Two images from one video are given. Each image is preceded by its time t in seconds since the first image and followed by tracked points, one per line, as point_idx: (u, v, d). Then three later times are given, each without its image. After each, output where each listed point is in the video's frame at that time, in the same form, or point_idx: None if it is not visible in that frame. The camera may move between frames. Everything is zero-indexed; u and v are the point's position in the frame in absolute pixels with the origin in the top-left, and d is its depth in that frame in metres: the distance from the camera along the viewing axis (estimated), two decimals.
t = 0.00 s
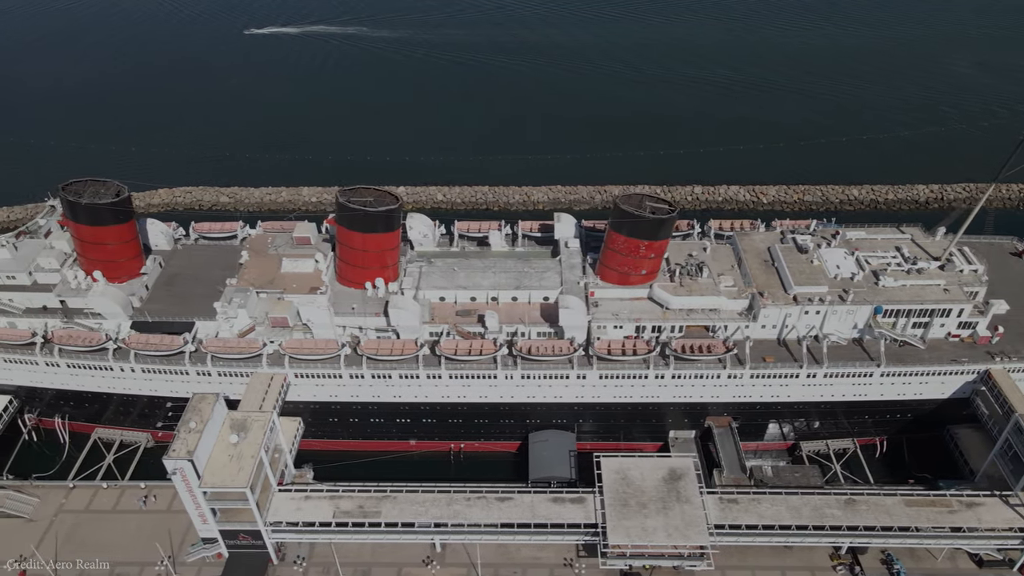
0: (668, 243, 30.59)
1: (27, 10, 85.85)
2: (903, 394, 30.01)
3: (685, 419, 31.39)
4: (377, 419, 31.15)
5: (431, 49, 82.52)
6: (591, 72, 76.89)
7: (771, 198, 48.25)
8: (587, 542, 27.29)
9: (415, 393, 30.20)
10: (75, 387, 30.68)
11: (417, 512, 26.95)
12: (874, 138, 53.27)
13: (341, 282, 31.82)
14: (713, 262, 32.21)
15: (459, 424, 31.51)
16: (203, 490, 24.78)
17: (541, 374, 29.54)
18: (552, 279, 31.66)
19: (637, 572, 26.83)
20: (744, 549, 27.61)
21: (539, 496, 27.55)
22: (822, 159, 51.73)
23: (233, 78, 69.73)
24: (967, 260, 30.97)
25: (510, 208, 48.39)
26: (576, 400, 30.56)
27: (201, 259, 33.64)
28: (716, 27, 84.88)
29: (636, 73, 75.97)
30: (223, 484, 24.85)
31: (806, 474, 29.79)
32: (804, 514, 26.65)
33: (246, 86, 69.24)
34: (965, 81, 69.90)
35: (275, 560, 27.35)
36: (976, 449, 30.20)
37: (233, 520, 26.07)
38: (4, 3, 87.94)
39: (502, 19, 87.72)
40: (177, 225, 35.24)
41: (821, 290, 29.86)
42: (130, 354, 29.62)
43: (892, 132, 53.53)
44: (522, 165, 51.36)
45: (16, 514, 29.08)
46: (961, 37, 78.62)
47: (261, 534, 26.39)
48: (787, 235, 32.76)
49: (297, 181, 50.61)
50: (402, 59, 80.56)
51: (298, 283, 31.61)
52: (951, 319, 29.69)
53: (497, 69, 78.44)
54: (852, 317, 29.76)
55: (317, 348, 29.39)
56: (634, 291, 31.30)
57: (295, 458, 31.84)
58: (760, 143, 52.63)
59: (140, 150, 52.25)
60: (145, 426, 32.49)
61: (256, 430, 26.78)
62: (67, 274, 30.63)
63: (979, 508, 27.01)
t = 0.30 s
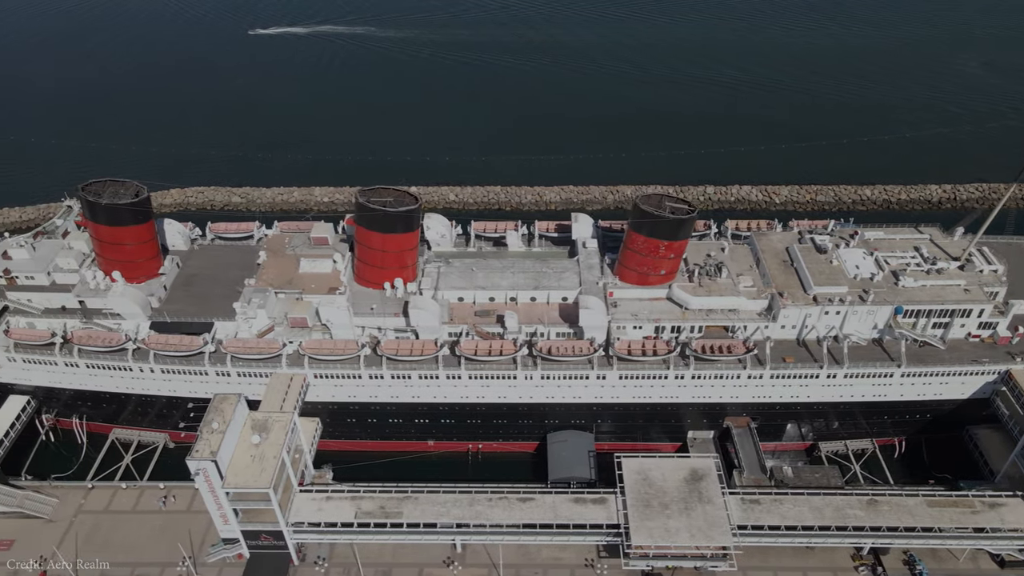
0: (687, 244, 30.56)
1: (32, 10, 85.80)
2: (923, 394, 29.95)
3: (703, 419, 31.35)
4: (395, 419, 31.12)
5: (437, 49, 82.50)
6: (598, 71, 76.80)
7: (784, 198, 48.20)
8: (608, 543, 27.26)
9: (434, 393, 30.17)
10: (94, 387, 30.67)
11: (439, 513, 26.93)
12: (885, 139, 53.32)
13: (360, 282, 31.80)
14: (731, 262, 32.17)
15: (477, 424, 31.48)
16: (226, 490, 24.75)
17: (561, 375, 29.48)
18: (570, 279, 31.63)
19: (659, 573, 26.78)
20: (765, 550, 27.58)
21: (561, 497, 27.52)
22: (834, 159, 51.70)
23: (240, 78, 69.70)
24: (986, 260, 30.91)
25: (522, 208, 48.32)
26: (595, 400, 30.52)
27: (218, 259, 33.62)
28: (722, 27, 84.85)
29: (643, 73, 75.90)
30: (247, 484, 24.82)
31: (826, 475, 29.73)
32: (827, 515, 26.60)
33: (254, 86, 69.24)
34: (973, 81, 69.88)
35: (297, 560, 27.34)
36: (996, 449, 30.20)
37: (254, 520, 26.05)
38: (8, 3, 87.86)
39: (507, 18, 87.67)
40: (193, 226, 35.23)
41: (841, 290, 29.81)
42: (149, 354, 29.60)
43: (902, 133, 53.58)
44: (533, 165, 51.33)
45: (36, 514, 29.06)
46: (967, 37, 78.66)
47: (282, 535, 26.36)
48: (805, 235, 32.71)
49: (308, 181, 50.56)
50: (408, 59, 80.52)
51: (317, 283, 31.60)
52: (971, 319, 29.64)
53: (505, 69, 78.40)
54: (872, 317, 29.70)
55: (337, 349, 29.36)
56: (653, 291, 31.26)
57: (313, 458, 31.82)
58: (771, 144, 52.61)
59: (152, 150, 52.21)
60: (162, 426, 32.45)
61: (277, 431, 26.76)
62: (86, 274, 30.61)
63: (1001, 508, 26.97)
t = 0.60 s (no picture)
0: (707, 244, 30.53)
1: (39, 10, 85.92)
2: (943, 394, 29.91)
3: (722, 419, 31.32)
4: (413, 419, 31.09)
5: (444, 49, 82.54)
6: (605, 71, 76.81)
7: (796, 198, 48.18)
8: (629, 544, 27.23)
9: (453, 393, 30.13)
10: (113, 388, 30.65)
11: (460, 513, 26.92)
12: (895, 140, 53.36)
13: (378, 282, 31.79)
14: (750, 263, 32.17)
15: (495, 425, 31.46)
16: (249, 491, 24.73)
17: (581, 375, 29.44)
18: (589, 279, 31.61)
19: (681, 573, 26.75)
20: (786, 551, 27.54)
21: (582, 498, 27.51)
22: (845, 159, 51.68)
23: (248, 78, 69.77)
24: (1006, 260, 30.86)
25: (534, 208, 48.28)
26: (614, 401, 30.49)
27: (236, 259, 33.61)
28: (728, 27, 84.90)
29: (650, 72, 75.89)
30: (270, 484, 24.80)
31: (847, 475, 29.68)
32: (849, 516, 26.56)
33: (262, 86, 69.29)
34: (981, 81, 69.90)
35: (317, 561, 27.32)
36: (1015, 449, 30.31)
37: (276, 521, 26.02)
38: (15, 3, 88.02)
39: (514, 18, 87.72)
40: (209, 226, 35.23)
41: (861, 291, 29.78)
42: (169, 355, 29.59)
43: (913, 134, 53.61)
44: (544, 165, 51.33)
45: (55, 515, 29.01)
46: (974, 38, 78.66)
47: (304, 535, 26.33)
48: (823, 235, 32.69)
49: (320, 181, 50.53)
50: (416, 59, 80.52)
51: (335, 284, 31.60)
52: (991, 319, 29.60)
53: (512, 70, 78.40)
54: (892, 317, 29.64)
55: (356, 349, 29.30)
56: (672, 292, 31.24)
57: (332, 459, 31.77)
58: (782, 144, 52.61)
59: (163, 151, 52.19)
60: (180, 427, 32.44)
61: (299, 431, 26.75)
62: (105, 274, 30.58)
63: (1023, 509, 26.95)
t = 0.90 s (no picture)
0: (726, 244, 30.49)
1: (46, 10, 85.97)
2: (963, 395, 29.85)
3: (740, 420, 31.30)
4: (432, 420, 31.07)
5: (451, 48, 82.48)
6: (612, 71, 76.78)
7: (808, 198, 48.16)
8: (651, 544, 27.19)
9: (473, 394, 30.10)
10: (131, 388, 30.63)
11: (482, 514, 26.92)
12: (907, 141, 53.34)
13: (396, 283, 31.78)
14: (768, 263, 32.14)
15: (514, 426, 31.44)
16: (272, 492, 24.74)
17: (601, 375, 29.41)
18: (608, 279, 31.58)
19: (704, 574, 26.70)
20: (808, 551, 27.48)
21: (604, 498, 27.50)
22: (857, 159, 51.64)
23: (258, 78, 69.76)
24: None
25: (546, 208, 48.26)
26: (633, 401, 30.46)
27: (253, 260, 33.63)
28: (735, 27, 84.88)
29: (658, 72, 75.84)
30: (293, 485, 24.82)
31: (867, 476, 29.63)
32: (872, 516, 26.53)
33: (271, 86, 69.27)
34: (990, 81, 69.86)
35: (339, 562, 27.30)
36: None
37: (298, 522, 26.01)
38: (21, 3, 88.07)
39: (521, 18, 87.69)
40: (226, 226, 35.22)
41: (881, 291, 29.74)
42: (189, 355, 29.58)
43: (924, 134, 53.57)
44: (556, 165, 51.31)
45: (75, 516, 29.00)
46: (981, 37, 78.58)
47: (326, 536, 26.30)
48: (841, 236, 32.65)
49: (332, 181, 50.51)
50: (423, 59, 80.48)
51: (354, 284, 31.57)
52: (1011, 319, 29.55)
53: (519, 70, 78.38)
54: (912, 317, 29.60)
55: (376, 350, 29.26)
56: (690, 292, 31.22)
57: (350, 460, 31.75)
58: (794, 144, 52.58)
59: (174, 151, 52.19)
60: (198, 427, 32.44)
61: (320, 432, 26.79)
62: (124, 275, 30.57)
63: None
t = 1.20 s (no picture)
0: (746, 244, 30.46)
1: (53, 11, 86.04)
2: (983, 395, 29.79)
3: (759, 420, 31.26)
4: (450, 420, 31.03)
5: (458, 48, 82.44)
6: (620, 70, 76.76)
7: (821, 198, 48.11)
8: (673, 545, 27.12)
9: (492, 394, 30.07)
10: (149, 389, 30.59)
11: (504, 515, 26.91)
12: (918, 141, 53.30)
13: (415, 283, 31.75)
14: (787, 263, 32.12)
15: (533, 426, 31.41)
16: (294, 493, 24.72)
17: (621, 376, 29.38)
18: (626, 279, 31.54)
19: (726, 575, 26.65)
20: (830, 552, 27.43)
21: (626, 499, 27.49)
22: (869, 159, 51.60)
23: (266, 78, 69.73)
24: None
25: (558, 208, 48.19)
26: (652, 402, 30.43)
27: (271, 260, 33.62)
28: (742, 27, 84.89)
29: (666, 72, 75.81)
30: (316, 486, 24.79)
31: (888, 476, 29.59)
32: (895, 517, 26.49)
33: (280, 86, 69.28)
34: (998, 81, 69.84)
35: (360, 562, 27.27)
36: None
37: (320, 522, 25.97)
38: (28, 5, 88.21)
39: (527, 18, 87.68)
40: (242, 226, 35.19)
41: (901, 291, 29.69)
42: (208, 356, 29.58)
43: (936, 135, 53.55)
44: (568, 165, 51.27)
45: (95, 516, 28.99)
46: (988, 37, 78.53)
47: (348, 537, 26.27)
48: (860, 236, 32.60)
49: (343, 181, 50.43)
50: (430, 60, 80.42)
51: (372, 285, 31.56)
52: None
53: (527, 70, 78.33)
54: (932, 318, 29.57)
55: (396, 350, 29.22)
56: (709, 292, 31.18)
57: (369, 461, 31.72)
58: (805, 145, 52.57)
59: (185, 151, 52.17)
60: (216, 428, 32.42)
61: (342, 432, 26.76)
62: (143, 275, 30.56)
63: None
